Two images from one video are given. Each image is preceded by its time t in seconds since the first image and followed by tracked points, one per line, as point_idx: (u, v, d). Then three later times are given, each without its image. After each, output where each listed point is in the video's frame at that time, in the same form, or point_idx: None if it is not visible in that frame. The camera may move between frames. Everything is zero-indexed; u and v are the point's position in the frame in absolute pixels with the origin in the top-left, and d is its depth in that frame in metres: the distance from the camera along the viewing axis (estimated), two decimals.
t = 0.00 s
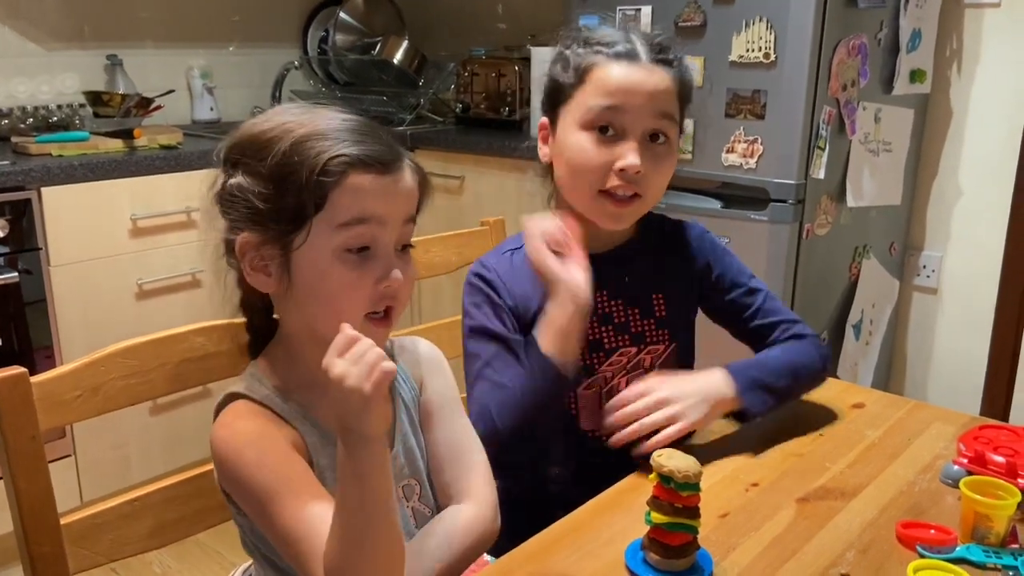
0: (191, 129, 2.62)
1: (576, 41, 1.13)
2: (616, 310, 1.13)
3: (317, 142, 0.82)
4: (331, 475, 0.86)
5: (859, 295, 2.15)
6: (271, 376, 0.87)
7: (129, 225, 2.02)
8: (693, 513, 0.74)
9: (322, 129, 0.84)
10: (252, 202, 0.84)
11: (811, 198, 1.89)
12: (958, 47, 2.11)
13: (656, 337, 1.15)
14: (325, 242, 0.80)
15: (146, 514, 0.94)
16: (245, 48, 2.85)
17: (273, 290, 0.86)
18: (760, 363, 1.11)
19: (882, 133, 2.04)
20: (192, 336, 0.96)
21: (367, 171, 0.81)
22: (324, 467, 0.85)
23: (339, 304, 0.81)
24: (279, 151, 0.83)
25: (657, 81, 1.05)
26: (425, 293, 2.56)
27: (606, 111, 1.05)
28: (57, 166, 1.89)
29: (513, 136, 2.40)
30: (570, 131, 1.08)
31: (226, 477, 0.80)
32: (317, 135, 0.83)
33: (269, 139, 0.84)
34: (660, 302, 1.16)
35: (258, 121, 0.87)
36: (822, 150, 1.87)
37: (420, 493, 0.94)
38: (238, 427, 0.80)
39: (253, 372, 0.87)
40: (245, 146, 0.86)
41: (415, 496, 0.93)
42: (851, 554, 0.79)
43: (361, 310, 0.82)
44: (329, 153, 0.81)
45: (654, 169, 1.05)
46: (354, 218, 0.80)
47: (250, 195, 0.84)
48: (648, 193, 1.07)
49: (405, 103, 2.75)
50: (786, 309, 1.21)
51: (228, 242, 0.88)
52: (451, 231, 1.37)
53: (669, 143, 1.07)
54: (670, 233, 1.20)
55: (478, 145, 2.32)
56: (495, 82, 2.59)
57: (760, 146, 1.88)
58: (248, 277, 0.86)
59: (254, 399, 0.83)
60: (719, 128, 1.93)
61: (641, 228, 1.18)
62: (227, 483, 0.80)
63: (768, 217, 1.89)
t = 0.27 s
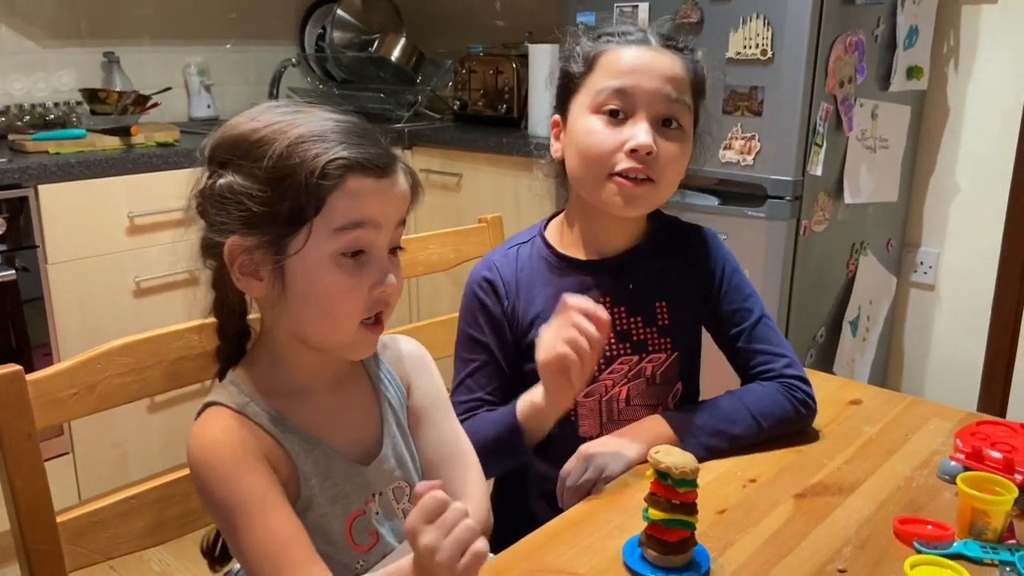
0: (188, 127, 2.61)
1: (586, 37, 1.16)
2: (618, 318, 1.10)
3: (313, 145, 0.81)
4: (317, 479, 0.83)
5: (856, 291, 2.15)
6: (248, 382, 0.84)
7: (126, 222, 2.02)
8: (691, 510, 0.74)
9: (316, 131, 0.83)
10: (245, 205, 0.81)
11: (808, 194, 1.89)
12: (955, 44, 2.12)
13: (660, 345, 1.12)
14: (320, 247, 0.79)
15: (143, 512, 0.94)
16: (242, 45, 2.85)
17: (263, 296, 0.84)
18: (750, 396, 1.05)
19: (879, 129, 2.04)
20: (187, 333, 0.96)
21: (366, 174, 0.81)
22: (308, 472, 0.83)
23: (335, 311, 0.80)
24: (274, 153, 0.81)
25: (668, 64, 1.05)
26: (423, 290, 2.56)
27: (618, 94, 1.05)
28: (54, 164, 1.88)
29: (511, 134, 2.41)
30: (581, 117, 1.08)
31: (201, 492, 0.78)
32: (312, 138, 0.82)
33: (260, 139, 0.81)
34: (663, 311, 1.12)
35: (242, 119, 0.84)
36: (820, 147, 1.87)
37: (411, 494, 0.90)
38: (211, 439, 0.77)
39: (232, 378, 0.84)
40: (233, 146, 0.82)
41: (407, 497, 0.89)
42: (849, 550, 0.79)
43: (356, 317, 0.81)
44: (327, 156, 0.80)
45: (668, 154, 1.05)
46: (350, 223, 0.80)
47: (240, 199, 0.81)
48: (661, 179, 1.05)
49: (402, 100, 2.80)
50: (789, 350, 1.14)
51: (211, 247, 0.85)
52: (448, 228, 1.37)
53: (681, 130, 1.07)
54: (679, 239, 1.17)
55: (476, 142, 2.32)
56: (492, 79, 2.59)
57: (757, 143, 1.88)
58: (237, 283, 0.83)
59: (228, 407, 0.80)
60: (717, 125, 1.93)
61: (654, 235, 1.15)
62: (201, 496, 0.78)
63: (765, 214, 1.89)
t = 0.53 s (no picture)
0: (187, 124, 2.61)
1: (581, 39, 1.16)
2: (631, 325, 1.10)
3: (284, 148, 0.81)
4: (296, 472, 0.84)
5: (856, 288, 2.15)
6: (230, 377, 0.85)
7: (125, 220, 2.02)
8: (689, 506, 0.74)
9: (292, 132, 0.83)
10: (219, 207, 0.82)
11: (807, 191, 1.89)
12: (954, 40, 2.11)
13: (671, 349, 1.12)
14: (292, 254, 0.80)
15: (143, 510, 0.94)
16: (241, 43, 2.84)
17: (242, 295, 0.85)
18: (750, 394, 1.05)
19: (878, 126, 2.04)
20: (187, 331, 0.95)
21: (337, 177, 0.80)
22: (286, 463, 0.84)
23: (309, 314, 0.81)
24: (246, 156, 0.81)
25: (668, 65, 1.05)
26: (422, 288, 2.56)
27: (620, 100, 1.04)
28: (52, 161, 1.88)
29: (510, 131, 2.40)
30: (583, 125, 1.08)
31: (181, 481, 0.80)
32: (286, 140, 0.82)
33: (235, 141, 0.82)
34: (674, 314, 1.13)
35: (219, 120, 0.84)
36: (818, 144, 1.87)
37: (396, 484, 0.90)
38: (188, 430, 0.79)
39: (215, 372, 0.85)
40: (208, 147, 0.83)
41: (392, 487, 0.90)
42: (847, 546, 0.79)
43: (331, 319, 0.82)
44: (298, 160, 0.80)
45: (676, 155, 1.05)
46: (323, 227, 0.80)
47: (216, 200, 0.82)
48: (670, 181, 1.05)
49: (401, 97, 2.76)
50: (786, 345, 1.14)
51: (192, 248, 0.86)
52: (447, 226, 1.36)
53: (685, 130, 1.07)
54: (678, 239, 1.17)
55: (475, 139, 2.32)
56: (491, 77, 2.59)
57: (756, 140, 1.88)
58: (215, 285, 0.85)
59: (206, 398, 0.82)
60: (716, 122, 1.93)
61: (655, 236, 1.16)
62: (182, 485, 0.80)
63: (764, 211, 1.89)
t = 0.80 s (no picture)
0: (186, 122, 2.61)
1: (577, 35, 1.16)
2: (618, 317, 1.10)
3: (267, 148, 0.81)
4: (293, 462, 0.84)
5: (855, 285, 2.15)
6: (227, 370, 0.85)
7: (124, 219, 2.02)
8: (688, 503, 0.75)
9: (275, 130, 0.82)
10: (205, 208, 0.83)
11: (806, 188, 1.89)
12: (952, 38, 2.11)
13: (660, 344, 1.12)
14: (278, 254, 0.80)
15: (143, 507, 0.94)
16: (240, 41, 2.84)
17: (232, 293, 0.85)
18: (749, 392, 1.05)
19: (877, 123, 2.04)
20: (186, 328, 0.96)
21: (320, 176, 0.80)
22: (283, 453, 0.83)
23: (298, 310, 0.81)
24: (229, 158, 0.81)
25: (663, 61, 1.05)
26: (421, 285, 2.57)
27: (615, 94, 1.05)
28: (51, 159, 1.88)
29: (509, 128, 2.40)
30: (578, 119, 1.08)
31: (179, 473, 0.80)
32: (268, 140, 0.81)
33: (218, 141, 0.82)
34: (665, 310, 1.13)
35: (204, 119, 0.84)
36: (817, 141, 1.87)
37: (396, 476, 0.91)
38: (187, 424, 0.79)
39: (211, 367, 0.86)
40: (193, 148, 0.83)
41: (392, 479, 0.90)
42: (846, 542, 0.80)
43: (320, 315, 0.81)
44: (280, 161, 0.80)
45: (670, 150, 1.05)
46: (308, 225, 0.79)
47: (202, 202, 0.83)
48: (664, 177, 1.05)
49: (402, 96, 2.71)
50: (785, 345, 1.14)
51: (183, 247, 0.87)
52: (446, 223, 1.36)
53: (680, 126, 1.07)
54: (679, 236, 1.17)
55: (474, 137, 2.32)
56: (490, 74, 2.58)
57: (755, 137, 1.88)
58: (205, 283, 0.85)
59: (203, 390, 0.82)
60: (715, 119, 1.93)
61: (653, 229, 1.16)
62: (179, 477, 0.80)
63: (763, 208, 1.89)
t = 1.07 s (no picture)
0: (185, 120, 2.61)
1: (591, 29, 1.15)
2: (623, 315, 1.10)
3: (267, 151, 0.80)
4: (292, 451, 0.83)
5: (854, 283, 2.16)
6: (230, 363, 0.85)
7: (123, 217, 2.02)
8: (688, 500, 0.75)
9: (277, 134, 0.82)
10: (206, 210, 0.83)
11: (806, 185, 1.89)
12: (952, 35, 2.11)
13: (666, 343, 1.12)
14: (276, 256, 0.80)
15: (143, 505, 0.94)
16: (239, 39, 2.84)
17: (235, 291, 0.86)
18: (750, 388, 1.05)
19: (877, 120, 2.04)
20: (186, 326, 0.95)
21: (318, 182, 0.80)
22: (281, 443, 0.83)
23: (297, 309, 0.81)
24: (230, 160, 0.81)
25: (676, 63, 1.05)
26: (420, 283, 2.56)
27: (626, 94, 1.04)
28: (50, 157, 1.88)
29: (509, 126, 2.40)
30: (588, 116, 1.08)
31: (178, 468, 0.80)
32: (268, 143, 0.81)
33: (220, 143, 0.81)
34: (669, 308, 1.12)
35: (208, 119, 0.84)
36: (817, 138, 1.87)
37: (396, 465, 0.90)
38: (187, 419, 0.79)
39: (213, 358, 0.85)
40: (195, 148, 0.83)
41: (392, 468, 0.90)
42: (846, 539, 0.79)
43: (320, 314, 0.81)
44: (280, 165, 0.80)
45: (675, 151, 1.05)
46: (306, 230, 0.79)
47: (203, 203, 0.83)
48: (670, 178, 1.05)
49: (400, 93, 2.74)
50: (789, 343, 1.14)
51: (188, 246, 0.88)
52: (446, 221, 1.36)
53: (689, 128, 1.07)
54: (682, 233, 1.17)
55: (473, 135, 2.31)
56: (489, 72, 2.58)
57: (755, 134, 1.88)
58: (208, 282, 0.86)
59: (202, 381, 0.82)
60: (715, 116, 1.93)
61: (656, 228, 1.16)
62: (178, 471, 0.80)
63: (763, 205, 1.89)
